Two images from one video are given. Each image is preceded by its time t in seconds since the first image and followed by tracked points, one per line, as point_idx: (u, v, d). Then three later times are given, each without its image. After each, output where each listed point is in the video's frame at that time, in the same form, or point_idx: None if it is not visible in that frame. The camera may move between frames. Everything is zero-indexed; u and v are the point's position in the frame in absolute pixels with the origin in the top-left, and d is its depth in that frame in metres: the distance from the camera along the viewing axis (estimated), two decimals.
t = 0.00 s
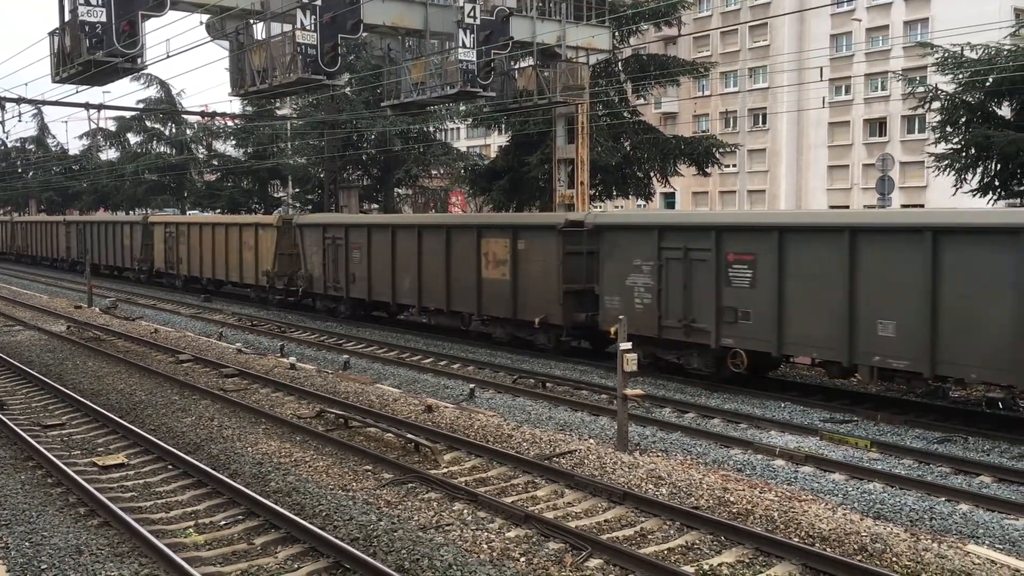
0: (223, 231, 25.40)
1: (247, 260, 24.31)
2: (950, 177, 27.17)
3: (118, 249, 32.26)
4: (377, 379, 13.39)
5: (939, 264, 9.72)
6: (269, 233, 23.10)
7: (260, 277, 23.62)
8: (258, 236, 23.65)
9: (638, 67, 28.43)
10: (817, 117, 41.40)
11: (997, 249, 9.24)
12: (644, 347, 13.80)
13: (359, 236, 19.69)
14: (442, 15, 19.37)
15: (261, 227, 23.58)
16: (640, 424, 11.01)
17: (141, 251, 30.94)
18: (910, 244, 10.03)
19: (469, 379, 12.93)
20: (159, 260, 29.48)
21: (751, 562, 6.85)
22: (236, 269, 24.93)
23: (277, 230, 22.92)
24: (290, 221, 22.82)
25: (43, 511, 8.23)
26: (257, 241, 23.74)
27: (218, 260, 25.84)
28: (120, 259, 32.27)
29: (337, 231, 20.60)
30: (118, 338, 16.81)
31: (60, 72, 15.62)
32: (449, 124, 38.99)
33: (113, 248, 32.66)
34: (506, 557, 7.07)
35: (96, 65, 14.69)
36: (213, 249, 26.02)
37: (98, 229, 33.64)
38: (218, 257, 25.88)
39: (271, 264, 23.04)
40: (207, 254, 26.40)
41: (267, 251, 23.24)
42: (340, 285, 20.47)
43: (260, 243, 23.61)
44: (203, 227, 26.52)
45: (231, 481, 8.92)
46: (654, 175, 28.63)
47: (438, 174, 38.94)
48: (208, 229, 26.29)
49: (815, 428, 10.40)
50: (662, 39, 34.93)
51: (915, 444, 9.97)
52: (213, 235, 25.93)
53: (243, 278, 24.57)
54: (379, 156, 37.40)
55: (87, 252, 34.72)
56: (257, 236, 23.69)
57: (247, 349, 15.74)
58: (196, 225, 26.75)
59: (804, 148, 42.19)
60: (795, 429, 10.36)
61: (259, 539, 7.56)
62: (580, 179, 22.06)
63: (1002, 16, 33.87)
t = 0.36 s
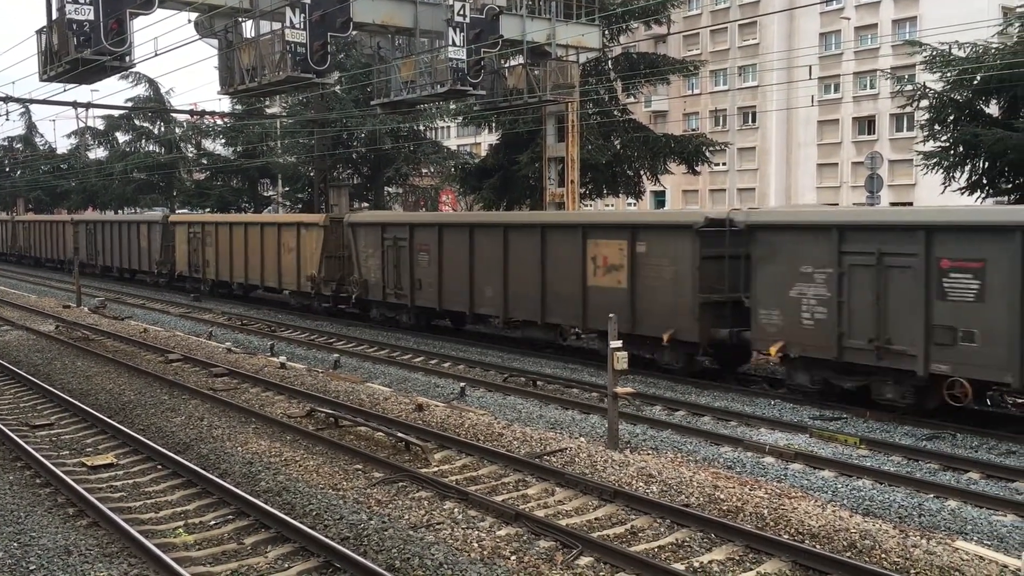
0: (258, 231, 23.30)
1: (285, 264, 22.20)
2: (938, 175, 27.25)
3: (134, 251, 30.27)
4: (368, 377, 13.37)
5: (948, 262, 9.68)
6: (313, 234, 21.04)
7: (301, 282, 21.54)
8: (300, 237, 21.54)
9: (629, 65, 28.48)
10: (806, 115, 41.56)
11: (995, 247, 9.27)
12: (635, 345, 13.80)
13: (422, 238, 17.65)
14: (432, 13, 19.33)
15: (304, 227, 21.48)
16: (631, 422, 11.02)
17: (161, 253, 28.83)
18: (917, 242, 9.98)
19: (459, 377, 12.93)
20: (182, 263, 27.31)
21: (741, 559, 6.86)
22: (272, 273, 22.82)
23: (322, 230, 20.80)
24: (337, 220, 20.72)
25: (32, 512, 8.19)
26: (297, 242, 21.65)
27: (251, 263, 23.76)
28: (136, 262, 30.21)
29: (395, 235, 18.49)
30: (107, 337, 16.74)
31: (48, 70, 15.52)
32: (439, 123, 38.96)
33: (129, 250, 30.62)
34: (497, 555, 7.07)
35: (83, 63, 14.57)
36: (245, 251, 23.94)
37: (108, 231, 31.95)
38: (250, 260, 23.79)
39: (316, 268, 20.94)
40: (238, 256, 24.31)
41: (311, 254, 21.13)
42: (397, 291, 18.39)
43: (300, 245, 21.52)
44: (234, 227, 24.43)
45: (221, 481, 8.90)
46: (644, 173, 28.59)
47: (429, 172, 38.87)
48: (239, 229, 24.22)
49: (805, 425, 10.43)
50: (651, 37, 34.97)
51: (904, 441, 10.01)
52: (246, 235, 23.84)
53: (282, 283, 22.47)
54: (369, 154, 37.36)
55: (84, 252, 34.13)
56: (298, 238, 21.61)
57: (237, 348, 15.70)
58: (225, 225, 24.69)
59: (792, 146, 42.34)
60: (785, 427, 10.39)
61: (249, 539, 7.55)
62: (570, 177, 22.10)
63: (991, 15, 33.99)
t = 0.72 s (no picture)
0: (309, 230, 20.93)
1: (341, 267, 19.87)
2: (928, 172, 27.32)
3: (157, 252, 28.12)
4: (361, 375, 13.35)
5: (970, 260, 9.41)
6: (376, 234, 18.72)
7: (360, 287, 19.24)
8: (360, 237, 19.20)
9: (621, 62, 28.30)
10: (798, 113, 41.62)
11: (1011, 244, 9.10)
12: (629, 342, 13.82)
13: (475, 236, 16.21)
14: (424, 10, 19.37)
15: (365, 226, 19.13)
16: (624, 420, 11.02)
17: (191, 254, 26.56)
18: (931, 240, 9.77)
19: (452, 375, 12.91)
20: (216, 265, 24.90)
21: (733, 556, 6.87)
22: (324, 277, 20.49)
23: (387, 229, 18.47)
24: (405, 219, 18.40)
25: (23, 511, 8.16)
26: (356, 242, 19.33)
27: (299, 265, 21.42)
28: (161, 263, 28.00)
29: (476, 233, 16.24)
30: (100, 335, 16.68)
31: (38, 68, 15.46)
32: (432, 120, 38.90)
33: (152, 251, 28.44)
34: (489, 553, 7.06)
35: (74, 61, 14.48)
36: (292, 253, 21.62)
37: (126, 229, 30.01)
38: (298, 262, 21.45)
39: (378, 271, 18.62)
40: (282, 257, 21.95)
41: (373, 257, 18.81)
42: (478, 300, 16.18)
43: (360, 245, 19.21)
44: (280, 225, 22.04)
45: (213, 479, 8.87)
46: (636, 171, 28.51)
47: (421, 170, 38.81)
48: (285, 228, 21.86)
49: (797, 422, 10.44)
50: (644, 34, 34.95)
51: (896, 437, 10.04)
52: (295, 236, 21.46)
53: (336, 288, 20.14)
54: (361, 152, 37.31)
55: (86, 250, 33.38)
56: (357, 238, 19.30)
57: (229, 346, 15.66)
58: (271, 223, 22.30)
59: (785, 144, 42.40)
60: (777, 424, 10.41)
61: (241, 537, 7.53)
62: (563, 174, 22.06)
63: (983, 12, 33.97)
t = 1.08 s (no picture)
0: (373, 231, 18.68)
1: (412, 271, 17.68)
2: (927, 170, 27.31)
3: (194, 254, 25.94)
4: (360, 374, 13.35)
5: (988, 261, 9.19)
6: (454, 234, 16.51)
7: (436, 294, 17.05)
8: (435, 238, 17.00)
9: (620, 61, 28.24)
10: (798, 112, 41.60)
11: None
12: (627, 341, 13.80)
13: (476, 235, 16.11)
14: (424, 9, 19.38)
15: (440, 224, 16.90)
16: (623, 419, 11.03)
17: (233, 255, 24.38)
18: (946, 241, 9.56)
19: (451, 374, 12.90)
20: (262, 267, 22.62)
21: (732, 555, 6.87)
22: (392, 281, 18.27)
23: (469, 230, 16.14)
24: (489, 216, 16.13)
25: (22, 510, 8.16)
26: (430, 244, 17.13)
27: (359, 269, 19.19)
28: (199, 266, 25.80)
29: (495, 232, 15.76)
30: (99, 334, 16.67)
31: (37, 66, 15.43)
32: (431, 119, 38.86)
33: (189, 253, 26.30)
34: (488, 552, 7.06)
35: (73, 59, 14.45)
36: (350, 255, 19.37)
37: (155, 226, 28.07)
38: (359, 266, 19.17)
39: (457, 275, 16.42)
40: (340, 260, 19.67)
41: (450, 260, 16.61)
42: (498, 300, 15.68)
43: (435, 247, 17.04)
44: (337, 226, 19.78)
45: (212, 478, 8.88)
46: (636, 170, 28.48)
47: (421, 169, 38.79)
48: (342, 227, 19.64)
49: (796, 421, 10.44)
50: (643, 32, 34.92)
51: (895, 436, 10.05)
52: (354, 238, 19.23)
53: (405, 294, 17.94)
54: (360, 150, 37.27)
55: (96, 251, 32.16)
56: (429, 239, 17.11)
57: (229, 345, 15.65)
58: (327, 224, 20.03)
59: (784, 143, 42.37)
60: (776, 422, 10.42)
61: (240, 536, 7.54)
62: (563, 173, 22.04)
63: (982, 11, 33.97)
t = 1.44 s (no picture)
0: (454, 235, 16.57)
1: (500, 280, 15.68)
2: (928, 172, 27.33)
3: (235, 259, 24.01)
4: (361, 375, 13.35)
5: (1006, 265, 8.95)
6: (557, 239, 14.50)
7: (532, 307, 15.08)
8: (532, 244, 15.00)
9: (621, 63, 28.30)
10: (798, 114, 41.62)
11: None
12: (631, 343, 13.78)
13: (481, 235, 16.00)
14: (425, 11, 19.38)
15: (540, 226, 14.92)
16: (624, 420, 11.03)
17: (279, 259, 22.36)
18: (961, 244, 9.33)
19: (453, 376, 12.90)
20: (316, 273, 20.50)
21: (733, 556, 6.88)
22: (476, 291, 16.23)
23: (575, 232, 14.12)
24: (597, 216, 14.21)
25: (24, 510, 8.17)
26: (524, 251, 15.15)
27: (434, 277, 17.13)
28: (241, 272, 23.88)
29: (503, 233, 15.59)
30: (100, 335, 16.67)
31: (40, 68, 15.47)
32: (432, 120, 38.89)
33: (229, 258, 24.41)
34: (489, 553, 7.07)
35: (75, 61, 14.47)
36: (423, 261, 17.32)
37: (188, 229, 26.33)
38: (435, 273, 17.09)
39: (560, 285, 14.43)
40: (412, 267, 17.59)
41: (550, 270, 14.66)
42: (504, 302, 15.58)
43: (532, 254, 15.04)
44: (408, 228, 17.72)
45: (213, 479, 8.88)
46: (637, 171, 28.51)
47: (421, 170, 38.84)
48: (414, 229, 17.56)
49: (798, 423, 10.44)
50: (644, 34, 34.95)
51: (896, 438, 10.04)
52: (429, 243, 17.17)
53: (491, 306, 15.93)
54: (361, 152, 37.30)
55: (117, 255, 30.65)
56: (524, 246, 15.14)
57: (230, 346, 15.66)
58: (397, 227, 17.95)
59: (785, 145, 42.39)
60: (777, 424, 10.41)
61: (241, 537, 7.54)
62: (563, 175, 22.05)
63: (983, 13, 33.97)
